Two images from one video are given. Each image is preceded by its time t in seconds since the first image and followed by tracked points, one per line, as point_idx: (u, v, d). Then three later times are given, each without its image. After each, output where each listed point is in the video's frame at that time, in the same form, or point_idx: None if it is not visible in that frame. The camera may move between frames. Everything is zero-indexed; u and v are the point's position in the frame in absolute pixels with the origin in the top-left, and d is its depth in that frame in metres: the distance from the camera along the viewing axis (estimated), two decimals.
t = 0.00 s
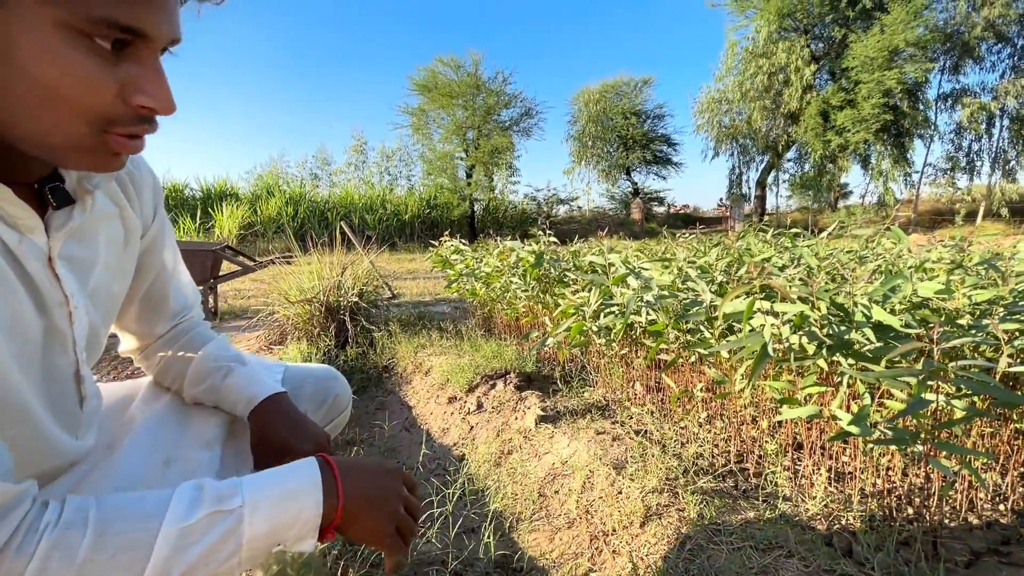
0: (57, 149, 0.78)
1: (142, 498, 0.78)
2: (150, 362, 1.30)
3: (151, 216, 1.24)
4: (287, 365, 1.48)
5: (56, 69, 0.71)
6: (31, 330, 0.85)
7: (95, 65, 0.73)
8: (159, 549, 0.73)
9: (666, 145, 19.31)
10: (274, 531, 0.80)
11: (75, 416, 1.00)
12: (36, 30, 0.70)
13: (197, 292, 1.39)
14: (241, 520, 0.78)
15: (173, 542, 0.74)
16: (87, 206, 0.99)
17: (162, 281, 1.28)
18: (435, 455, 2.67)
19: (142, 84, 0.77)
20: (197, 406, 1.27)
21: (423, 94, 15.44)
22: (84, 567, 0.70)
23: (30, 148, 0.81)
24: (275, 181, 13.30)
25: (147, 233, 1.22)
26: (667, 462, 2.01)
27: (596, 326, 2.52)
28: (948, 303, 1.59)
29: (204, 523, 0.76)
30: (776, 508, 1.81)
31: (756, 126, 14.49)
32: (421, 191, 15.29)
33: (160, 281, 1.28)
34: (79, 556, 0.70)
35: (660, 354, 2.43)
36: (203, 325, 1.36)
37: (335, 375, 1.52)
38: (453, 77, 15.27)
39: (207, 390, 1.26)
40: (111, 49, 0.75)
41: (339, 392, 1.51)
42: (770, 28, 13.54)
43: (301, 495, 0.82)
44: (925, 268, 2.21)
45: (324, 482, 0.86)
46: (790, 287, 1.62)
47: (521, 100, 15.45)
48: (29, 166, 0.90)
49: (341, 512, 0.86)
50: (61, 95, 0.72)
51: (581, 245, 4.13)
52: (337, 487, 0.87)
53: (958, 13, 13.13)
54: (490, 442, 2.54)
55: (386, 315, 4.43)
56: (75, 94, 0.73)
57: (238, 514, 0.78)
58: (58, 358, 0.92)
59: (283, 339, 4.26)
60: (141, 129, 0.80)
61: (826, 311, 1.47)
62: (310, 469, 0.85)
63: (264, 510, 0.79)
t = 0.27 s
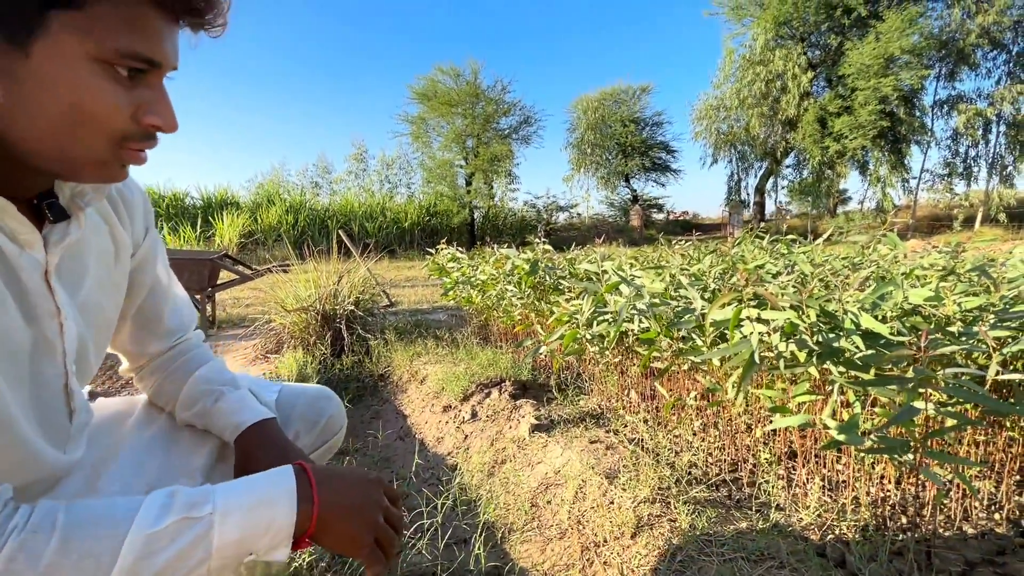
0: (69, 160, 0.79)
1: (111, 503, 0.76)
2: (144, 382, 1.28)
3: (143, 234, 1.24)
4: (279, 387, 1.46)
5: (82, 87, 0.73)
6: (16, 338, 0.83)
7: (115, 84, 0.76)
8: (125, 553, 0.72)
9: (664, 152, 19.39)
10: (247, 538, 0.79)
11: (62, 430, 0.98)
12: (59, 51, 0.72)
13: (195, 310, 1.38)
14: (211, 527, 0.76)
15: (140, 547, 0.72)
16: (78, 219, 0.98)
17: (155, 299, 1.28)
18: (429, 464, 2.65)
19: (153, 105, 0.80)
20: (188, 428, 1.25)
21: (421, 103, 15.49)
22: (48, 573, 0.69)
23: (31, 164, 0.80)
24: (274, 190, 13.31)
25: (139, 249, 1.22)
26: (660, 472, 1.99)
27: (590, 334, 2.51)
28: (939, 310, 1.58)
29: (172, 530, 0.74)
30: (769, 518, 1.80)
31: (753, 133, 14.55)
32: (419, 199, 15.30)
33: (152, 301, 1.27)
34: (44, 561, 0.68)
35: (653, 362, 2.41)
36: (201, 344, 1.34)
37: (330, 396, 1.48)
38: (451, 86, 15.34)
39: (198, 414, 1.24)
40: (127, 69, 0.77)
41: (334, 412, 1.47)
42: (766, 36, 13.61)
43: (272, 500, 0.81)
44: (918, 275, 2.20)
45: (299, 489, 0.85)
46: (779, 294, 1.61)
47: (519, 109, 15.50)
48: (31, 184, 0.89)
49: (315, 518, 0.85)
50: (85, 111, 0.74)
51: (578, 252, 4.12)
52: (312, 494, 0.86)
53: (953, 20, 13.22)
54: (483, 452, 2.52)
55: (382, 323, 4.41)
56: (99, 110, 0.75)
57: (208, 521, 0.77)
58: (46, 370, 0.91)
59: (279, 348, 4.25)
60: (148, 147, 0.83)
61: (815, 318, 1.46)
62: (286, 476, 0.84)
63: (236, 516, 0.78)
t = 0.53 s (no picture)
0: (114, 189, 0.94)
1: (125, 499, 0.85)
2: (172, 403, 1.33)
3: (173, 259, 1.30)
4: (299, 412, 1.47)
5: (130, 129, 0.89)
6: (56, 350, 0.91)
7: (158, 126, 0.91)
8: (132, 544, 0.79)
9: (670, 158, 19.36)
10: (246, 535, 0.85)
11: (92, 442, 1.02)
12: (114, 102, 0.87)
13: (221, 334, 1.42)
14: (213, 522, 0.84)
15: (147, 538, 0.80)
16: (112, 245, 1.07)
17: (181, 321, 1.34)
18: (435, 475, 2.64)
19: (187, 142, 0.96)
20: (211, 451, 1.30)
21: (428, 112, 15.57)
22: (60, 559, 0.77)
23: (82, 191, 0.95)
24: (282, 199, 13.38)
25: (169, 272, 1.28)
26: (666, 484, 1.97)
27: (596, 344, 2.50)
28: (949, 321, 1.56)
29: (177, 523, 0.82)
30: (778, 531, 1.77)
31: (760, 138, 14.50)
32: (426, 207, 15.34)
33: (178, 323, 1.33)
34: (57, 548, 0.77)
35: (659, 372, 2.40)
36: (227, 367, 1.38)
37: (345, 423, 1.49)
38: (458, 95, 15.40)
39: (221, 438, 1.28)
40: (169, 114, 0.93)
41: (349, 440, 1.47)
42: (773, 41, 13.59)
43: (272, 502, 0.87)
44: (928, 283, 2.18)
45: (299, 489, 0.91)
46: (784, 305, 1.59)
47: (525, 116, 15.54)
48: (82, 209, 1.01)
49: (315, 520, 0.91)
50: (132, 147, 0.89)
51: (585, 260, 4.10)
52: (313, 497, 0.92)
53: (962, 24, 13.14)
54: (490, 462, 2.51)
55: (389, 333, 4.41)
56: (143, 147, 0.90)
57: (212, 515, 0.84)
58: (77, 383, 0.96)
59: (286, 357, 4.25)
60: (179, 173, 0.98)
61: (822, 330, 1.44)
62: (288, 478, 0.91)
63: (237, 514, 0.85)
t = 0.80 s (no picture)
0: (196, 206, 1.05)
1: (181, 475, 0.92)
2: (222, 412, 1.43)
3: (228, 266, 1.40)
4: (336, 423, 1.51)
5: (218, 155, 1.01)
6: (139, 341, 1.05)
7: (238, 152, 1.04)
8: (190, 511, 0.88)
9: (689, 163, 19.24)
10: (288, 514, 0.94)
11: (162, 428, 1.15)
12: (208, 132, 0.99)
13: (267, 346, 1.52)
14: (261, 498, 0.92)
15: (201, 506, 0.89)
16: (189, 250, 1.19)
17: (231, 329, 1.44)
18: (457, 481, 2.65)
19: (256, 165, 1.07)
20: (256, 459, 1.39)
21: (445, 120, 15.68)
22: (126, 520, 0.84)
23: (166, 208, 1.07)
24: (302, 207, 13.55)
25: (228, 282, 1.40)
26: (691, 492, 1.95)
27: (617, 351, 2.49)
28: (982, 329, 1.53)
29: (228, 496, 0.90)
30: (807, 541, 1.75)
31: (780, 142, 14.35)
32: (444, 214, 15.43)
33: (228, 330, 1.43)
34: (125, 510, 0.84)
35: (681, 379, 2.39)
36: (271, 379, 1.48)
37: (379, 435, 1.51)
38: (475, 103, 15.49)
39: (269, 448, 1.37)
40: (246, 142, 1.05)
41: (383, 450, 1.49)
42: (792, 44, 13.45)
43: (313, 484, 0.96)
44: (957, 289, 2.14)
45: (337, 479, 1.01)
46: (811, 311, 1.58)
47: (542, 123, 15.58)
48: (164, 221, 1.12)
49: (351, 502, 1.02)
50: (217, 169, 1.02)
51: (603, 266, 4.08)
52: (350, 483, 1.02)
53: (988, 23, 12.90)
54: (511, 469, 2.50)
55: (409, 339, 4.43)
56: (226, 170, 1.02)
57: (258, 493, 0.92)
58: (156, 374, 1.10)
59: (308, 364, 4.30)
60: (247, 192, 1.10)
61: (850, 338, 1.42)
62: (329, 464, 1.00)
63: (281, 494, 0.93)
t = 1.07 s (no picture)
0: (273, 214, 1.15)
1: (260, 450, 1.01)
2: (272, 408, 1.54)
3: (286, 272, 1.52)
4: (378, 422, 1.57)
5: (299, 167, 1.11)
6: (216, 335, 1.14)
7: (313, 166, 1.14)
8: (274, 478, 0.97)
9: (711, 166, 19.05)
10: (355, 488, 1.02)
11: (235, 418, 1.24)
12: (293, 146, 1.09)
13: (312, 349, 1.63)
14: (332, 472, 1.00)
15: (281, 477, 0.97)
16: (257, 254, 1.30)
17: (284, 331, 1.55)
18: (484, 482, 2.65)
19: (324, 177, 1.18)
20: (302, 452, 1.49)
21: (467, 124, 15.77)
22: (221, 482, 0.93)
23: (245, 215, 1.17)
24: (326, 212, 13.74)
25: (285, 284, 1.52)
26: (724, 494, 1.93)
27: (646, 353, 2.48)
28: None
29: (305, 467, 0.99)
30: (846, 546, 1.72)
31: (806, 143, 14.13)
32: (465, 218, 15.49)
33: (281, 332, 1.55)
34: (219, 473, 0.93)
35: (712, 381, 2.37)
36: (316, 378, 1.58)
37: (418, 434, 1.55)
38: (496, 108, 15.56)
39: (313, 440, 1.46)
40: (319, 158, 1.16)
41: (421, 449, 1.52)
42: (819, 43, 13.22)
43: (377, 462, 1.04)
44: (998, 290, 2.09)
45: (398, 459, 1.09)
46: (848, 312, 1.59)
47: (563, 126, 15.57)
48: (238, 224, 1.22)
49: (408, 485, 1.08)
50: (296, 180, 1.12)
51: (627, 269, 4.07)
52: (407, 466, 1.09)
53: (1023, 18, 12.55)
54: (539, 470, 2.50)
55: (434, 341, 4.46)
56: (303, 181, 1.13)
57: (331, 465, 1.01)
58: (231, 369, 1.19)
59: (335, 366, 4.36)
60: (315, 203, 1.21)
61: (891, 338, 1.40)
62: (389, 447, 1.08)
63: (349, 468, 1.01)
